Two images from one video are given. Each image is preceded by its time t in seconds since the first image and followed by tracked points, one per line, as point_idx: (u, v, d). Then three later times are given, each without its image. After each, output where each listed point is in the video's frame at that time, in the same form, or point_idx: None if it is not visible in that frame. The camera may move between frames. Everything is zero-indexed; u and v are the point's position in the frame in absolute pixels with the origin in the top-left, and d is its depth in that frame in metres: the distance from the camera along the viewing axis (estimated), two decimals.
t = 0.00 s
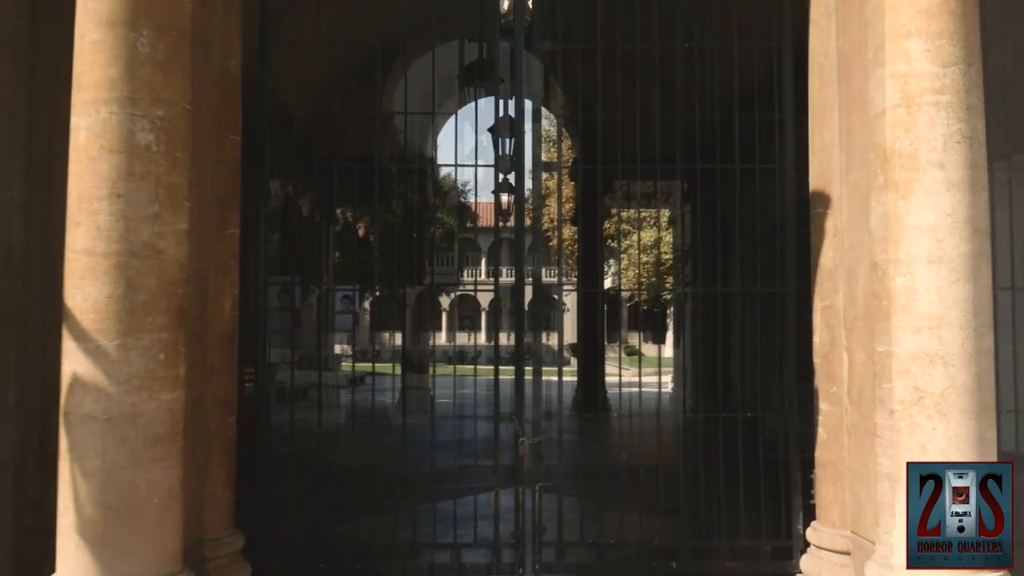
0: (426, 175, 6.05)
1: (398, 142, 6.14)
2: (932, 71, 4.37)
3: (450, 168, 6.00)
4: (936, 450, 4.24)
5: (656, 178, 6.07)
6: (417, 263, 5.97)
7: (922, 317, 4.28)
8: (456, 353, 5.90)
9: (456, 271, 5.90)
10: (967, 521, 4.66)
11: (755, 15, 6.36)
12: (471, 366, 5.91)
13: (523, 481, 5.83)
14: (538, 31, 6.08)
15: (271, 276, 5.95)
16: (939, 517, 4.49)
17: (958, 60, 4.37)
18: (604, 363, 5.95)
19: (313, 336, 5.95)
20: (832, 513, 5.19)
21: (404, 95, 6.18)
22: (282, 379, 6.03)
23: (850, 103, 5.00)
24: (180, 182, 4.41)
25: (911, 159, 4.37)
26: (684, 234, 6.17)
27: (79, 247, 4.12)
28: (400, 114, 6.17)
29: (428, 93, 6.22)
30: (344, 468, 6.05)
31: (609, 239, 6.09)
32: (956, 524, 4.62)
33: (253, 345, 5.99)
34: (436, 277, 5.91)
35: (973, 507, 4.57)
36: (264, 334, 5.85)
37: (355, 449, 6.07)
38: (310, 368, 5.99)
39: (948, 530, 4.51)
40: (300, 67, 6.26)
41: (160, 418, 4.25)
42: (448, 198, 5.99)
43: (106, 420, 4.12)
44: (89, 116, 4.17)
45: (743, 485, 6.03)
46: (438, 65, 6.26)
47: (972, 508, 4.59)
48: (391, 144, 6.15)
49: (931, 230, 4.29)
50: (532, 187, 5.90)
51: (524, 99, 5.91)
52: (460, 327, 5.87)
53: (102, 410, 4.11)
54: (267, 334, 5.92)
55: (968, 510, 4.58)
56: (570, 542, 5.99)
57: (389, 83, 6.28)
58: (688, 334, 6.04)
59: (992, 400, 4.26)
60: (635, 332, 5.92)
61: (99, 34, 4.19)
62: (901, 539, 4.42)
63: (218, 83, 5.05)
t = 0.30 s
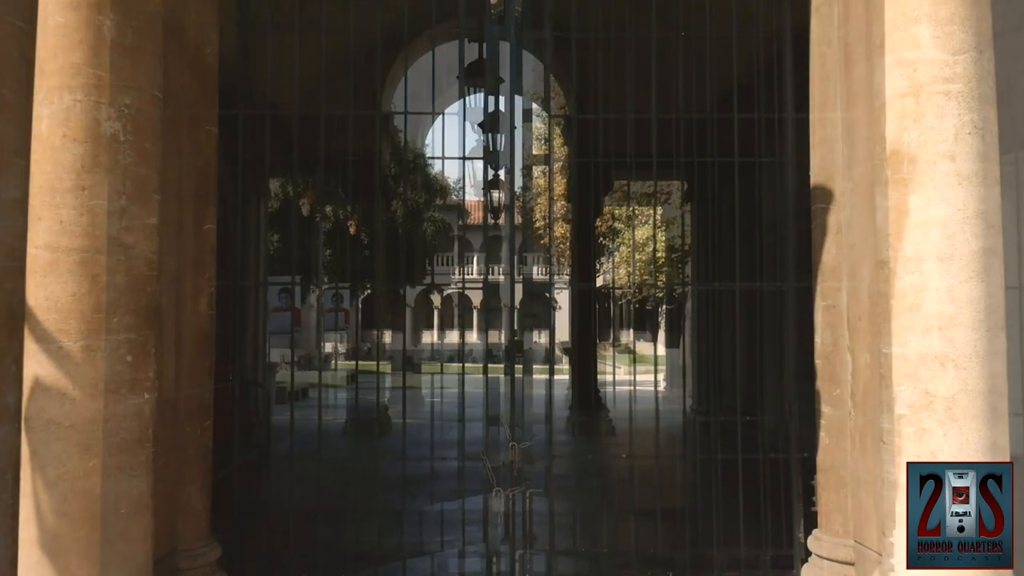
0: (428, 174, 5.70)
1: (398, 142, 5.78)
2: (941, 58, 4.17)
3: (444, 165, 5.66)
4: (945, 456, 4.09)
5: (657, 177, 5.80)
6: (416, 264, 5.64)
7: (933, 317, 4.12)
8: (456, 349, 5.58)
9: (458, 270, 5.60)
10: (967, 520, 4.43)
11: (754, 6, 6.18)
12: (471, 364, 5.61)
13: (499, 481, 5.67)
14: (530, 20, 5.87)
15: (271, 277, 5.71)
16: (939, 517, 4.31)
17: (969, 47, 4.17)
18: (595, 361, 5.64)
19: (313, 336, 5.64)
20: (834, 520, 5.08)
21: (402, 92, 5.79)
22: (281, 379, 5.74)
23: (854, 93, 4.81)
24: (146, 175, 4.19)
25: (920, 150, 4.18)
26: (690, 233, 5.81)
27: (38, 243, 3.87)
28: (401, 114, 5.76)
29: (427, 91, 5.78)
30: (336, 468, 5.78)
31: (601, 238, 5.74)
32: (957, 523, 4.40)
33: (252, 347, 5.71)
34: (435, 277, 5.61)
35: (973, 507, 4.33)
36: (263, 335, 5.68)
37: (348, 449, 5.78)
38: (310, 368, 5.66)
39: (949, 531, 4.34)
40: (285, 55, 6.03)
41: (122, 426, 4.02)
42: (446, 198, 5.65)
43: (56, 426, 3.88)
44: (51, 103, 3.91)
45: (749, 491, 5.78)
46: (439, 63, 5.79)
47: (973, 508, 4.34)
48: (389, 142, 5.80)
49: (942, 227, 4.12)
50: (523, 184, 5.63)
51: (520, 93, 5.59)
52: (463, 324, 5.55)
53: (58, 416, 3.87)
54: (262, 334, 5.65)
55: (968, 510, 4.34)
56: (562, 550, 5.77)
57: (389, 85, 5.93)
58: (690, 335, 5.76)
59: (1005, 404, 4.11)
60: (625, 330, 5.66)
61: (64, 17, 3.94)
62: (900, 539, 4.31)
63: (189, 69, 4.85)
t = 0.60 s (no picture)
0: (426, 173, 5.35)
1: (398, 142, 5.40)
2: (955, 45, 4.11)
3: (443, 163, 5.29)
4: (966, 455, 4.07)
5: (655, 177, 5.66)
6: (416, 264, 5.28)
7: (947, 314, 4.08)
8: (456, 349, 5.19)
9: (456, 270, 5.19)
10: (967, 520, 4.28)
11: None
12: (471, 364, 5.19)
13: (498, 481, 5.21)
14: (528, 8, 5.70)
15: (272, 277, 5.34)
16: (939, 517, 4.32)
17: (983, 33, 4.09)
18: (593, 359, 5.38)
19: (315, 336, 5.27)
20: (835, 525, 4.91)
21: (400, 90, 5.42)
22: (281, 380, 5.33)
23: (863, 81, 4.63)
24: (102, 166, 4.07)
25: (931, 143, 4.14)
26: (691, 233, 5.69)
27: (14, 237, 3.74)
28: (401, 114, 5.40)
29: (427, 88, 5.39)
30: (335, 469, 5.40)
31: (598, 235, 5.56)
32: (958, 522, 4.31)
33: (253, 347, 5.34)
34: (435, 276, 5.23)
35: (974, 507, 4.18)
36: (264, 336, 5.30)
37: (348, 450, 5.39)
38: (310, 368, 5.27)
39: (948, 530, 4.34)
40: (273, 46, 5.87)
41: (89, 428, 3.93)
42: (446, 197, 5.28)
43: (44, 431, 3.78)
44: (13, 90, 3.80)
45: (755, 491, 5.49)
46: (438, 61, 5.41)
47: (973, 509, 4.19)
48: (389, 143, 5.42)
49: (954, 222, 4.07)
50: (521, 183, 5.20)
51: (520, 93, 5.19)
52: (461, 323, 5.16)
53: (25, 420, 3.74)
54: (262, 334, 5.27)
55: (969, 510, 4.20)
56: (560, 553, 5.48)
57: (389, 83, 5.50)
58: (691, 336, 5.52)
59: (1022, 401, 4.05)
60: (623, 328, 5.41)
61: None
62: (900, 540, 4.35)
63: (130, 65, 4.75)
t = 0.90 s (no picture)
0: (426, 172, 5.13)
1: (399, 143, 5.21)
2: (963, 39, 4.15)
3: (440, 163, 5.01)
4: (971, 454, 4.14)
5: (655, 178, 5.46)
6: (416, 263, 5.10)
7: (954, 313, 4.13)
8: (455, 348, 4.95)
9: (457, 272, 4.94)
10: (967, 520, 4.26)
11: None
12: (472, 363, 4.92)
13: (498, 481, 4.82)
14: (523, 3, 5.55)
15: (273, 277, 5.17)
16: (939, 518, 4.31)
17: (989, 28, 4.12)
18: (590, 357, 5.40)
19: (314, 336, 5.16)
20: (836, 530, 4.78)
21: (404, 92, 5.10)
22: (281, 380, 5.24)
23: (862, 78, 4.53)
24: (99, 168, 4.26)
25: (937, 138, 4.18)
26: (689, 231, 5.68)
27: (16, 238, 3.90)
28: (401, 114, 5.08)
29: (428, 91, 5.12)
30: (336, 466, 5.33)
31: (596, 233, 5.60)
32: (958, 523, 4.29)
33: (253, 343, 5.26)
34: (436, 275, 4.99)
35: (973, 507, 4.19)
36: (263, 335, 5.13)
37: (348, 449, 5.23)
38: (310, 368, 5.17)
39: (949, 531, 4.33)
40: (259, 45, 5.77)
41: (86, 429, 4.15)
42: (445, 196, 5.02)
43: (43, 432, 4.00)
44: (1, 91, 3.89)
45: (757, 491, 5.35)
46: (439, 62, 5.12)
47: (973, 508, 4.20)
48: (390, 143, 5.23)
49: (962, 220, 4.12)
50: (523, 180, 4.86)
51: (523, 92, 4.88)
52: (461, 322, 4.89)
53: (24, 420, 3.93)
54: (262, 333, 5.10)
55: (969, 510, 4.20)
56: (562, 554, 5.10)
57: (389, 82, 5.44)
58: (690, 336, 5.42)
59: None
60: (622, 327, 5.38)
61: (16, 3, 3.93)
62: (900, 539, 4.35)
63: (120, 54, 4.51)
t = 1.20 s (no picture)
0: (426, 172, 5.09)
1: (398, 142, 5.15)
2: (963, 39, 4.23)
3: (438, 162, 5.02)
4: (971, 454, 4.23)
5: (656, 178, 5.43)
6: (415, 263, 5.01)
7: (953, 312, 4.23)
8: (456, 348, 4.96)
9: (457, 272, 4.91)
10: (968, 520, 4.37)
11: None
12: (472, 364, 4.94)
13: (498, 482, 4.86)
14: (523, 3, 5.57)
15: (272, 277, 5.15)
16: (939, 518, 4.42)
17: (991, 27, 4.20)
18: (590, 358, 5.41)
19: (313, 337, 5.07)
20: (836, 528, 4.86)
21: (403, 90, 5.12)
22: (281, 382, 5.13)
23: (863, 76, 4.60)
24: (98, 168, 4.35)
25: (937, 139, 4.28)
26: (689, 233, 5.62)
27: (16, 238, 3.90)
28: (401, 114, 5.09)
29: (427, 90, 5.12)
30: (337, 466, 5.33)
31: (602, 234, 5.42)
32: (959, 523, 4.41)
33: (254, 345, 5.23)
34: (436, 276, 4.93)
35: (974, 507, 4.30)
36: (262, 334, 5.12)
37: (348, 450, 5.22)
38: (310, 368, 5.06)
39: (949, 531, 4.44)
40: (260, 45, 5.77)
41: (87, 429, 4.21)
42: (445, 196, 5.00)
43: (42, 432, 4.02)
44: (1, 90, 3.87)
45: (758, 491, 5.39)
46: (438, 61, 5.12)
47: (973, 509, 4.31)
48: (389, 143, 5.18)
49: (962, 221, 4.21)
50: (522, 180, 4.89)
51: (523, 92, 4.93)
52: (462, 323, 4.91)
53: (23, 420, 3.92)
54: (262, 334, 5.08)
55: (969, 510, 4.31)
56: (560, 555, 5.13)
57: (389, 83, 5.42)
58: (692, 336, 5.39)
59: None
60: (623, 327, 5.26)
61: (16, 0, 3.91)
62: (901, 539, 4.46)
63: (120, 56, 4.55)
